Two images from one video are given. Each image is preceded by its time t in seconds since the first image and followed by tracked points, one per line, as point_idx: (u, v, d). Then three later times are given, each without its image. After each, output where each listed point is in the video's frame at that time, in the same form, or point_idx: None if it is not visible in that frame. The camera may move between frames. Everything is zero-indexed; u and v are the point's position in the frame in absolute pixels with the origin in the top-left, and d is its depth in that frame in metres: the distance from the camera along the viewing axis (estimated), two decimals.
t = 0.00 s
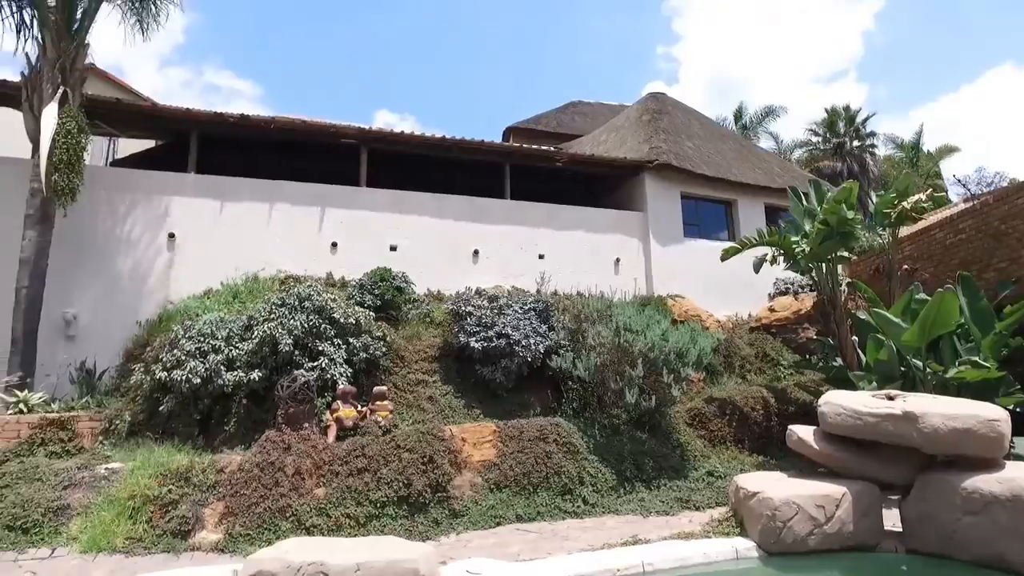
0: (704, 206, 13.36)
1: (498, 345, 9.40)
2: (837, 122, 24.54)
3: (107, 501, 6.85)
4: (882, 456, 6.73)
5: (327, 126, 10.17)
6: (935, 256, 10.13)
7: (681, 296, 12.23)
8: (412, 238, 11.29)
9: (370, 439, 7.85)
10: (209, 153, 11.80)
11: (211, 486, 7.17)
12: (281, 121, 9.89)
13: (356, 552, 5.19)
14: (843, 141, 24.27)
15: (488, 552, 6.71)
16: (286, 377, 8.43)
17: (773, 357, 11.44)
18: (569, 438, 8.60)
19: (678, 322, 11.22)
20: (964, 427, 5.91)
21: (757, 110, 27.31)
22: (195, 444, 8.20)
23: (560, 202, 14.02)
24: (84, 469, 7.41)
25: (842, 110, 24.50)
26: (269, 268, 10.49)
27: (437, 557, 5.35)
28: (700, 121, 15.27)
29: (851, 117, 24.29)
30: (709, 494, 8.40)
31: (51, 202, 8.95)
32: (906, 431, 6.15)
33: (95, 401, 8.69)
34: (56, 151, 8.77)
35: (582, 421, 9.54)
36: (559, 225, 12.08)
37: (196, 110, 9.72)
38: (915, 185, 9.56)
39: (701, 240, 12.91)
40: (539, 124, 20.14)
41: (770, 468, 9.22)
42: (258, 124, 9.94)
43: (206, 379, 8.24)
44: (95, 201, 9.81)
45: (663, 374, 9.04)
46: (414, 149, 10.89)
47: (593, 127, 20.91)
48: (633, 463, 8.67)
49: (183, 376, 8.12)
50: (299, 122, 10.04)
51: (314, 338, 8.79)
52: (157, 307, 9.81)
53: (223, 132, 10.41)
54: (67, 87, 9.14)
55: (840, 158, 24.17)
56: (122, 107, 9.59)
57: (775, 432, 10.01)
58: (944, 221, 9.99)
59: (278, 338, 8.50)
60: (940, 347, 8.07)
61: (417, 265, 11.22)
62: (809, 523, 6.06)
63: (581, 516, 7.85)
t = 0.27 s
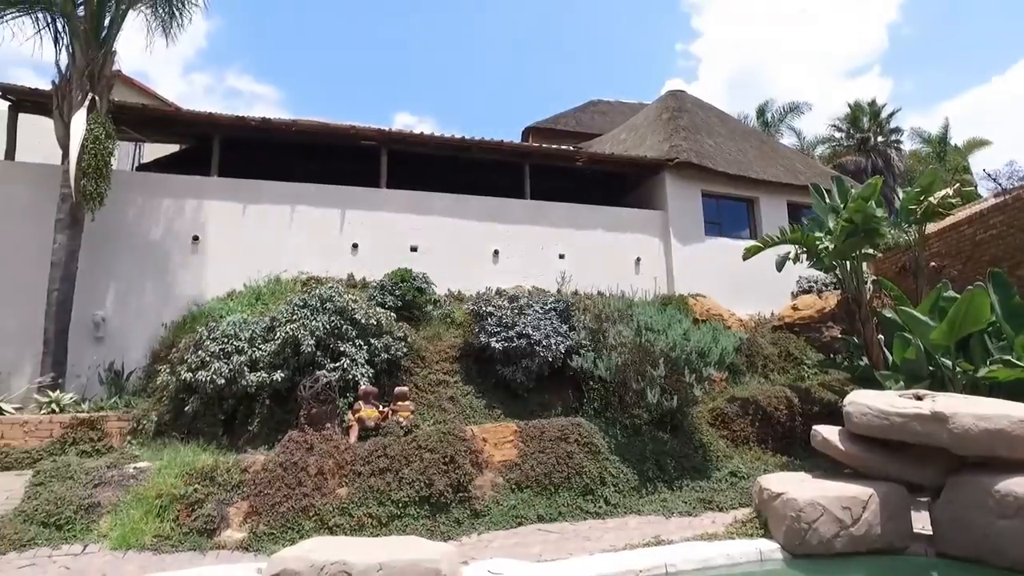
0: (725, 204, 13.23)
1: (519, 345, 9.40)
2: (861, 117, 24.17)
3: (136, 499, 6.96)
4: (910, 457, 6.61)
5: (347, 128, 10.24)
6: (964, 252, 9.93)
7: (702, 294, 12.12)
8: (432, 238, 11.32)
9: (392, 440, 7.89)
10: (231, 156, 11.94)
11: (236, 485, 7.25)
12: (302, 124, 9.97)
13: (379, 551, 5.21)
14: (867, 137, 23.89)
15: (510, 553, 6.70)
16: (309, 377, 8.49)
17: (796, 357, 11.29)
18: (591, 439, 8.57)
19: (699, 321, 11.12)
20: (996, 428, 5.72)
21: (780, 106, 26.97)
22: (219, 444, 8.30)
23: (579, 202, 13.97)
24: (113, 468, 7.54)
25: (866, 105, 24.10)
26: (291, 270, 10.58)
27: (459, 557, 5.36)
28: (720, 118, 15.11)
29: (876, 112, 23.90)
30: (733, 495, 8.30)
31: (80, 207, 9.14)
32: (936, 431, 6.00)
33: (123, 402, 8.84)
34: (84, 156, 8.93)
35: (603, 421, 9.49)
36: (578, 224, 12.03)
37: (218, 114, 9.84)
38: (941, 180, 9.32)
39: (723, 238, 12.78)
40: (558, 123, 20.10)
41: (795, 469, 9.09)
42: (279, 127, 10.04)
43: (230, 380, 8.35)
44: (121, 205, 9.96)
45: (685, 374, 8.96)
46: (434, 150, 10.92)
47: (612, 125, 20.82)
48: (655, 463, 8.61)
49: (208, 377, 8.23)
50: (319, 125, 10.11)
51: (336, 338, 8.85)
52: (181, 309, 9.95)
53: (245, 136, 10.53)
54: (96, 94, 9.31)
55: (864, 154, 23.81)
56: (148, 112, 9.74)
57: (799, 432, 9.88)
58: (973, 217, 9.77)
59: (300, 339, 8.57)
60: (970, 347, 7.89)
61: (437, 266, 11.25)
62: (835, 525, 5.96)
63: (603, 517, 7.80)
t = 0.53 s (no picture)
0: (746, 202, 13.09)
1: (539, 345, 9.38)
2: (885, 113, 23.76)
3: (161, 498, 7.06)
4: (938, 458, 6.47)
5: (366, 130, 10.29)
6: (994, 249, 9.73)
7: (723, 293, 12.02)
8: (451, 239, 11.34)
9: (413, 440, 7.92)
10: (252, 158, 12.06)
11: (259, 485, 7.32)
12: (321, 126, 10.05)
13: (399, 551, 5.21)
14: (892, 132, 23.47)
15: (530, 553, 6.68)
16: (330, 378, 8.54)
17: (819, 356, 11.13)
18: (611, 439, 8.52)
19: (721, 321, 11.02)
20: None
21: (801, 103, 26.60)
22: (242, 444, 8.38)
23: (598, 201, 13.91)
24: (140, 467, 7.65)
25: (890, 100, 23.68)
26: (312, 271, 10.67)
27: (480, 558, 5.35)
28: (740, 115, 14.95)
29: (900, 107, 23.49)
30: (756, 496, 8.20)
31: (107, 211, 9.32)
32: (964, 432, 5.85)
33: (149, 402, 8.97)
34: (110, 161, 9.08)
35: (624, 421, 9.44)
36: (597, 223, 11.98)
37: (239, 117, 9.94)
38: (969, 175, 9.14)
39: (744, 236, 12.64)
40: (576, 122, 20.06)
41: (818, 470, 8.96)
42: (299, 130, 10.12)
43: (252, 380, 8.43)
44: (145, 208, 10.11)
45: (707, 373, 8.88)
46: (453, 151, 10.95)
47: (631, 124, 20.72)
48: (676, 463, 8.54)
49: (231, 377, 8.33)
50: (338, 127, 10.17)
51: (357, 339, 8.89)
52: (205, 311, 10.08)
53: (266, 139, 10.64)
54: (121, 100, 9.50)
55: (888, 150, 23.41)
56: (171, 117, 9.89)
57: (823, 433, 9.73)
58: (1003, 212, 9.56)
59: (321, 340, 8.62)
60: (1001, 345, 7.65)
61: (455, 266, 11.27)
62: (860, 527, 5.86)
63: (624, 517, 7.76)
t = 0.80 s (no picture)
0: (765, 201, 12.97)
1: (557, 345, 9.37)
2: (907, 108, 23.38)
3: (185, 497, 7.16)
4: (964, 460, 6.35)
5: (383, 132, 10.34)
6: (1022, 246, 9.54)
7: (742, 293, 11.92)
8: (468, 240, 11.36)
9: (432, 440, 7.94)
10: (272, 162, 12.18)
11: (280, 485, 7.38)
12: (339, 129, 10.12)
13: (419, 552, 5.22)
14: (914, 128, 23.10)
15: (549, 554, 6.66)
16: (349, 379, 8.58)
17: (841, 355, 10.99)
18: (630, 440, 8.47)
19: (740, 321, 10.93)
20: None
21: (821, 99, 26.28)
22: (263, 445, 8.46)
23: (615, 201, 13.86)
24: (164, 467, 7.75)
25: (913, 95, 23.29)
26: (331, 273, 10.74)
27: (499, 559, 5.35)
28: (758, 113, 14.81)
29: (923, 102, 23.09)
30: (777, 497, 8.10)
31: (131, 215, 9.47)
32: (992, 433, 5.72)
33: (172, 403, 9.08)
34: (133, 166, 9.23)
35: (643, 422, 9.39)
36: (614, 223, 11.93)
37: (257, 121, 10.04)
38: (996, 171, 8.98)
39: (763, 235, 12.53)
40: (593, 121, 20.00)
41: (841, 471, 8.84)
42: (317, 133, 10.19)
43: (272, 382, 8.50)
44: (168, 212, 10.25)
45: (726, 374, 8.79)
46: (470, 152, 10.96)
47: (648, 123, 20.60)
48: (696, 464, 8.47)
49: (252, 379, 8.42)
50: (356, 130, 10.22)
51: (375, 340, 8.94)
52: (225, 313, 10.19)
53: (284, 142, 10.73)
54: (144, 106, 9.64)
55: (911, 146, 23.04)
56: (192, 122, 10.02)
57: (845, 434, 9.60)
58: None
59: (340, 342, 8.67)
60: None
61: (473, 267, 11.28)
62: (885, 530, 5.77)
63: (643, 518, 7.71)
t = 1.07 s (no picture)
0: (785, 200, 12.84)
1: (576, 347, 9.34)
2: (931, 104, 23.00)
3: (208, 499, 7.23)
4: (992, 463, 6.22)
5: (401, 135, 10.38)
6: None
7: (763, 294, 11.81)
8: (486, 242, 11.37)
9: (452, 443, 7.95)
10: (292, 166, 12.30)
11: (301, 487, 7.43)
12: (358, 133, 10.18)
13: (439, 554, 5.22)
14: (938, 125, 22.75)
15: (569, 557, 6.63)
16: (369, 382, 8.62)
17: (864, 357, 10.84)
18: (650, 442, 8.41)
19: (761, 322, 10.84)
20: None
21: (842, 97, 25.97)
22: (285, 447, 8.53)
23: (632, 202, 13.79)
24: (188, 469, 7.84)
25: (937, 91, 22.91)
26: (350, 276, 10.81)
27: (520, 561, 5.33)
28: (778, 112, 14.66)
29: (948, 98, 22.69)
30: (799, 501, 7.99)
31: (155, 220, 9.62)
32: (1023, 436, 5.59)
33: (195, 406, 9.19)
34: (157, 172, 9.40)
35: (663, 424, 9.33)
36: (632, 224, 11.87)
37: (277, 126, 10.14)
38: None
39: (784, 235, 12.40)
40: (610, 122, 19.96)
41: (865, 474, 8.70)
42: (336, 137, 10.27)
43: (293, 385, 8.57)
44: (190, 217, 10.38)
45: (747, 376, 8.70)
46: (488, 154, 10.96)
47: (666, 124, 20.50)
48: (717, 467, 8.39)
49: (273, 382, 8.50)
50: (374, 133, 10.28)
51: (395, 343, 8.97)
52: (247, 316, 10.30)
53: (304, 147, 10.82)
54: (167, 113, 9.78)
55: (934, 144, 22.68)
56: (213, 128, 10.15)
57: (869, 436, 9.46)
58: None
59: (360, 344, 8.73)
60: None
61: (491, 269, 11.29)
62: (912, 535, 5.65)
63: (664, 521, 7.65)
